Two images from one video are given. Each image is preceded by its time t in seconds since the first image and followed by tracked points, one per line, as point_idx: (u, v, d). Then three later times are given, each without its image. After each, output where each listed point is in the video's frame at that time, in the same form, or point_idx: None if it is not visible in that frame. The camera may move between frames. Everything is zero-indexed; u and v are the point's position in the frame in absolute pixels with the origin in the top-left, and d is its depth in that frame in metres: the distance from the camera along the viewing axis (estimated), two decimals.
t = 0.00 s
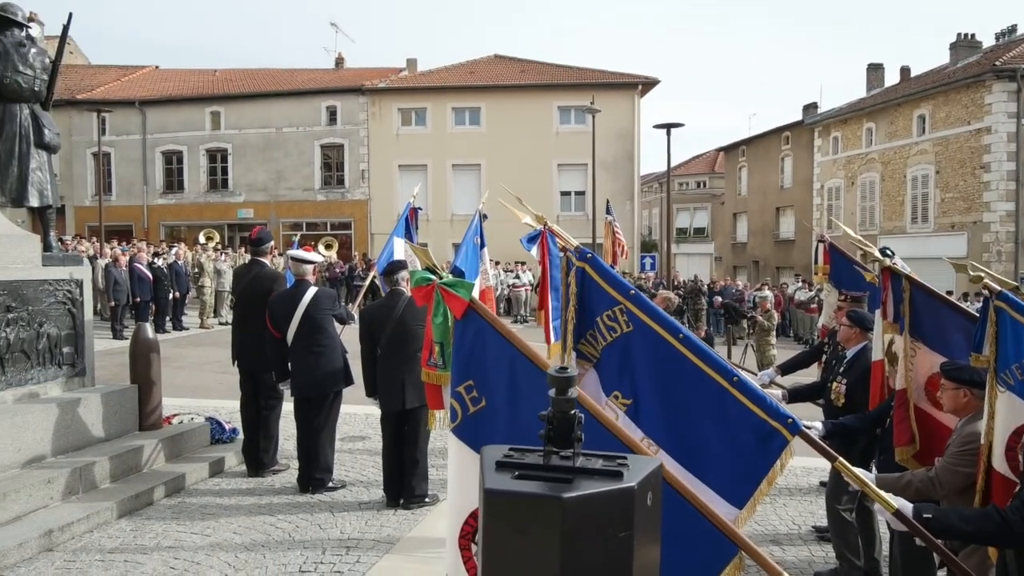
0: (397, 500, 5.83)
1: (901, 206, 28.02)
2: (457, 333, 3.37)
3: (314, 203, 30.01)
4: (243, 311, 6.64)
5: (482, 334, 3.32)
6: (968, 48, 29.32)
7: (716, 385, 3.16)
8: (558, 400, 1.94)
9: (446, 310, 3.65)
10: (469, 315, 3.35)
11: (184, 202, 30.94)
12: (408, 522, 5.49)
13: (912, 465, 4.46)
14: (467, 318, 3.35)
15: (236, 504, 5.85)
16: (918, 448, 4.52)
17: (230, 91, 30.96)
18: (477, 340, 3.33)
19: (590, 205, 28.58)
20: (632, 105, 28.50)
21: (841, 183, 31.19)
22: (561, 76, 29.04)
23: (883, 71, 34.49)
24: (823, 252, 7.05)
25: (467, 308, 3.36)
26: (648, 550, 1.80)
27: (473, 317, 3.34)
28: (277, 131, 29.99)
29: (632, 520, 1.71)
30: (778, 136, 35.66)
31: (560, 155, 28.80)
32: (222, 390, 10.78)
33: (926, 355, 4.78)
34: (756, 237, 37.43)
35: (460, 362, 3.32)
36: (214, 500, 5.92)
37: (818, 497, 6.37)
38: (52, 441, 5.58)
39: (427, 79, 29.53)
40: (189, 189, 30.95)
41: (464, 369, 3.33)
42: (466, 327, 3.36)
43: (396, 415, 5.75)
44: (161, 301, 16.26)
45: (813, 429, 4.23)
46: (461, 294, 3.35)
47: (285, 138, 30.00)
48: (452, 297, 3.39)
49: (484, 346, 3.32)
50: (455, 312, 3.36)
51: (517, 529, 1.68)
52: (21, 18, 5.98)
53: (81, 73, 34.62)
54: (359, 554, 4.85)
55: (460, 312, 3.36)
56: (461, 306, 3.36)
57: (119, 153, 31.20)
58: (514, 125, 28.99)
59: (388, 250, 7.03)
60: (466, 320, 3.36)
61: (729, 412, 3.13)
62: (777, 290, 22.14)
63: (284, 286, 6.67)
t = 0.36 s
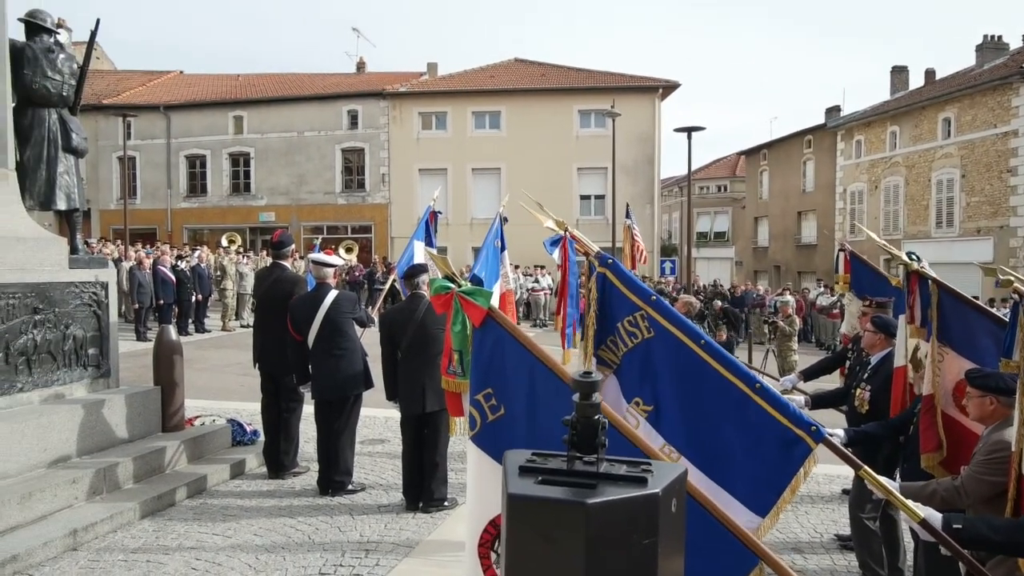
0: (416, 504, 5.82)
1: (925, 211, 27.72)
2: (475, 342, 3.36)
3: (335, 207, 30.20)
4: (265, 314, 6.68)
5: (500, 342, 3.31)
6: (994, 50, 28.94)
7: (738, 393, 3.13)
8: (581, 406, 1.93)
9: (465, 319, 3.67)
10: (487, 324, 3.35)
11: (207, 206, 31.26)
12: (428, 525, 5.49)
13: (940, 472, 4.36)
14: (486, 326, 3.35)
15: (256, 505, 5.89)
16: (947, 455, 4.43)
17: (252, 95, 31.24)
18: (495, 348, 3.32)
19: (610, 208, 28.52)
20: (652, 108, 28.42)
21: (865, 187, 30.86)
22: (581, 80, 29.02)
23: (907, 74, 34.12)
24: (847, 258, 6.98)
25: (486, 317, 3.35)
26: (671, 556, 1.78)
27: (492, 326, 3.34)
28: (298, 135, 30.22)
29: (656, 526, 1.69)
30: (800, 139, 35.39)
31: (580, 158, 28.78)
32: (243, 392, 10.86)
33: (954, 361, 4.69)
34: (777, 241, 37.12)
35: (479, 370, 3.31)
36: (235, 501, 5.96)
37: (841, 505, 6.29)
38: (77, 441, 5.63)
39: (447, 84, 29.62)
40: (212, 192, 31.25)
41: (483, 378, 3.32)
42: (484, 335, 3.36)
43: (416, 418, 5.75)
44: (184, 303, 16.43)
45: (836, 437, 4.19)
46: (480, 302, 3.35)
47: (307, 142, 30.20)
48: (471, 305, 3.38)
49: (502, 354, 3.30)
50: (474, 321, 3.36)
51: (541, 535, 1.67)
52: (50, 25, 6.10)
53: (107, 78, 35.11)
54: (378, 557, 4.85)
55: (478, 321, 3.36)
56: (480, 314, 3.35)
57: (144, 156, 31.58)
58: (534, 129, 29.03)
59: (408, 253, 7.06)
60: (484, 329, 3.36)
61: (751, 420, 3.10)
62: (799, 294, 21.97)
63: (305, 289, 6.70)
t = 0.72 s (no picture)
0: (441, 505, 5.81)
1: (957, 211, 27.27)
2: (502, 342, 3.37)
3: (360, 209, 30.39)
4: (292, 315, 6.73)
5: (527, 343, 3.31)
6: None
7: (769, 395, 3.09)
8: (612, 408, 1.92)
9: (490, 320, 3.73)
10: (514, 325, 3.35)
11: (235, 208, 31.62)
12: (453, 526, 5.49)
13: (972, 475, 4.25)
14: (512, 326, 3.35)
15: (284, 505, 5.93)
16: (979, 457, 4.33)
17: (279, 99, 31.55)
18: (521, 349, 3.32)
19: (635, 210, 28.42)
20: (677, 109, 28.27)
21: (894, 187, 30.39)
22: (606, 81, 28.96)
23: (938, 71, 33.57)
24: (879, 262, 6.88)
25: (512, 318, 3.36)
26: (704, 561, 1.76)
27: (518, 326, 3.34)
28: (324, 137, 30.46)
29: (689, 531, 1.68)
30: (828, 139, 34.96)
31: (605, 160, 28.71)
32: (270, 392, 10.96)
33: (990, 363, 4.56)
34: (805, 242, 36.70)
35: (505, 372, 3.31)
36: (263, 501, 6.01)
37: (871, 510, 6.19)
38: (109, 441, 5.72)
39: (472, 86, 29.69)
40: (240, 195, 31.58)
41: (509, 378, 3.32)
42: (511, 336, 3.36)
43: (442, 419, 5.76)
44: (212, 304, 16.63)
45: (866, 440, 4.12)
46: (505, 303, 3.36)
47: (333, 145, 30.44)
48: (497, 306, 3.39)
49: (529, 355, 3.30)
50: (500, 321, 3.37)
51: (573, 538, 1.66)
52: (83, 31, 6.19)
53: (137, 83, 35.67)
54: (404, 558, 4.86)
55: (504, 321, 3.36)
56: (506, 315, 3.36)
57: (173, 160, 32.05)
58: (559, 130, 28.99)
59: (434, 255, 7.08)
60: (510, 329, 3.36)
61: (782, 422, 3.06)
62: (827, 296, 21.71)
63: (331, 291, 6.75)
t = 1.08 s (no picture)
0: (460, 504, 5.83)
1: (982, 211, 26.91)
2: (523, 340, 3.37)
3: (379, 208, 30.51)
4: (313, 313, 6.78)
5: (548, 341, 3.31)
6: None
7: (792, 397, 3.07)
8: (635, 408, 1.92)
9: (511, 318, 3.77)
10: (534, 323, 3.35)
11: (256, 208, 31.86)
12: (471, 525, 5.50)
13: (997, 479, 4.19)
14: (533, 325, 3.35)
15: (303, 502, 5.97)
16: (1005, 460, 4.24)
17: (300, 99, 31.76)
18: (542, 348, 3.32)
19: (654, 210, 28.35)
20: (697, 108, 28.14)
21: (917, 187, 30.03)
22: (625, 80, 28.89)
23: (963, 70, 33.12)
24: (903, 262, 6.79)
25: (533, 316, 3.36)
26: (726, 563, 1.75)
27: (539, 325, 3.34)
28: (344, 137, 30.63)
29: (711, 533, 1.67)
30: (850, 139, 34.60)
31: (624, 159, 28.64)
32: (290, 390, 11.05)
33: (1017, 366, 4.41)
34: (825, 242, 36.37)
35: (525, 370, 3.31)
36: (283, 498, 6.06)
37: (892, 513, 6.13)
38: (132, 437, 5.79)
39: (491, 85, 29.71)
40: (261, 194, 31.81)
41: (529, 378, 3.32)
42: (531, 334, 3.36)
43: (461, 418, 5.78)
44: (233, 302, 16.79)
45: (887, 442, 4.07)
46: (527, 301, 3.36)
47: (352, 145, 30.61)
48: (518, 304, 3.39)
49: (550, 353, 3.29)
50: (522, 320, 3.38)
51: (596, 537, 1.66)
52: (109, 32, 6.28)
53: (160, 83, 36.06)
54: (422, 555, 4.87)
55: (526, 320, 3.37)
56: (527, 313, 3.36)
57: (195, 160, 32.36)
58: (577, 129, 28.95)
59: (453, 254, 7.11)
60: (531, 327, 3.36)
61: (804, 424, 3.04)
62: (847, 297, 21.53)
63: (351, 289, 6.78)
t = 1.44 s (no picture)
0: (477, 504, 5.83)
1: (1006, 213, 26.56)
2: (545, 339, 3.36)
3: (398, 209, 30.64)
4: (332, 313, 6.81)
5: (570, 341, 3.30)
6: None
7: (816, 397, 3.04)
8: (657, 410, 1.92)
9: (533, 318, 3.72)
10: (557, 323, 3.34)
11: (276, 208, 32.10)
12: (489, 526, 5.49)
13: None
14: (555, 325, 3.34)
15: (322, 501, 6.01)
16: None
17: (319, 100, 31.96)
18: (564, 348, 3.31)
19: (672, 211, 28.24)
20: (717, 109, 28.00)
21: (940, 189, 29.69)
22: (644, 81, 28.81)
23: (987, 71, 32.69)
24: (925, 264, 6.69)
25: (555, 315, 3.35)
26: (750, 568, 1.74)
27: (562, 324, 3.33)
28: (363, 138, 30.78)
29: (735, 537, 1.66)
30: (871, 140, 34.25)
31: (642, 161, 28.56)
32: (308, 389, 11.12)
33: None
34: (846, 244, 36.05)
35: (548, 370, 3.30)
36: (302, 496, 6.10)
37: (914, 518, 6.05)
38: (153, 435, 5.85)
39: (509, 87, 29.73)
40: (281, 195, 32.04)
41: (551, 377, 3.32)
42: (554, 333, 3.35)
43: (480, 418, 5.78)
44: (253, 302, 16.93)
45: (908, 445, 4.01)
46: (549, 301, 3.34)
47: (371, 145, 30.74)
48: (540, 304, 3.39)
49: (572, 353, 3.29)
50: (543, 319, 3.37)
51: (618, 540, 1.66)
52: (132, 34, 6.34)
53: (182, 85, 36.44)
54: (440, 556, 4.87)
55: (548, 320, 3.35)
56: (550, 313, 3.35)
57: (216, 161, 32.64)
58: (595, 130, 28.90)
59: (472, 255, 7.13)
60: (554, 327, 3.35)
61: (829, 426, 3.01)
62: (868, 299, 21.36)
63: (369, 290, 6.80)
